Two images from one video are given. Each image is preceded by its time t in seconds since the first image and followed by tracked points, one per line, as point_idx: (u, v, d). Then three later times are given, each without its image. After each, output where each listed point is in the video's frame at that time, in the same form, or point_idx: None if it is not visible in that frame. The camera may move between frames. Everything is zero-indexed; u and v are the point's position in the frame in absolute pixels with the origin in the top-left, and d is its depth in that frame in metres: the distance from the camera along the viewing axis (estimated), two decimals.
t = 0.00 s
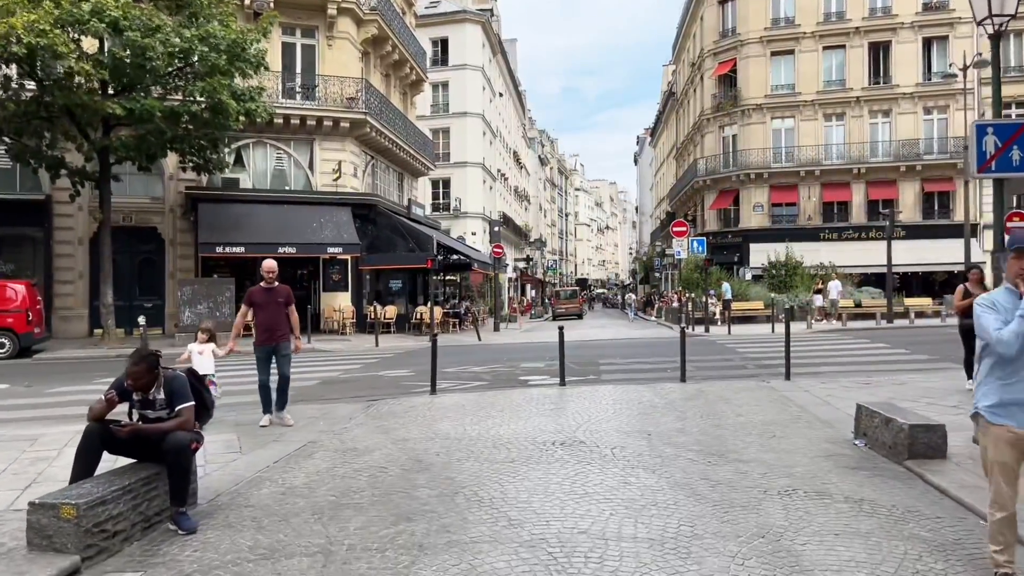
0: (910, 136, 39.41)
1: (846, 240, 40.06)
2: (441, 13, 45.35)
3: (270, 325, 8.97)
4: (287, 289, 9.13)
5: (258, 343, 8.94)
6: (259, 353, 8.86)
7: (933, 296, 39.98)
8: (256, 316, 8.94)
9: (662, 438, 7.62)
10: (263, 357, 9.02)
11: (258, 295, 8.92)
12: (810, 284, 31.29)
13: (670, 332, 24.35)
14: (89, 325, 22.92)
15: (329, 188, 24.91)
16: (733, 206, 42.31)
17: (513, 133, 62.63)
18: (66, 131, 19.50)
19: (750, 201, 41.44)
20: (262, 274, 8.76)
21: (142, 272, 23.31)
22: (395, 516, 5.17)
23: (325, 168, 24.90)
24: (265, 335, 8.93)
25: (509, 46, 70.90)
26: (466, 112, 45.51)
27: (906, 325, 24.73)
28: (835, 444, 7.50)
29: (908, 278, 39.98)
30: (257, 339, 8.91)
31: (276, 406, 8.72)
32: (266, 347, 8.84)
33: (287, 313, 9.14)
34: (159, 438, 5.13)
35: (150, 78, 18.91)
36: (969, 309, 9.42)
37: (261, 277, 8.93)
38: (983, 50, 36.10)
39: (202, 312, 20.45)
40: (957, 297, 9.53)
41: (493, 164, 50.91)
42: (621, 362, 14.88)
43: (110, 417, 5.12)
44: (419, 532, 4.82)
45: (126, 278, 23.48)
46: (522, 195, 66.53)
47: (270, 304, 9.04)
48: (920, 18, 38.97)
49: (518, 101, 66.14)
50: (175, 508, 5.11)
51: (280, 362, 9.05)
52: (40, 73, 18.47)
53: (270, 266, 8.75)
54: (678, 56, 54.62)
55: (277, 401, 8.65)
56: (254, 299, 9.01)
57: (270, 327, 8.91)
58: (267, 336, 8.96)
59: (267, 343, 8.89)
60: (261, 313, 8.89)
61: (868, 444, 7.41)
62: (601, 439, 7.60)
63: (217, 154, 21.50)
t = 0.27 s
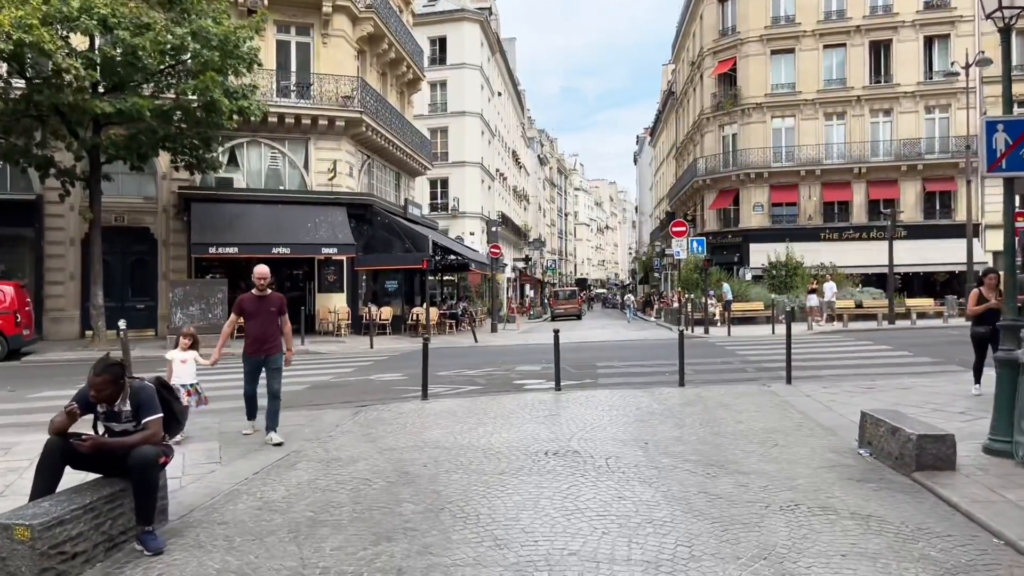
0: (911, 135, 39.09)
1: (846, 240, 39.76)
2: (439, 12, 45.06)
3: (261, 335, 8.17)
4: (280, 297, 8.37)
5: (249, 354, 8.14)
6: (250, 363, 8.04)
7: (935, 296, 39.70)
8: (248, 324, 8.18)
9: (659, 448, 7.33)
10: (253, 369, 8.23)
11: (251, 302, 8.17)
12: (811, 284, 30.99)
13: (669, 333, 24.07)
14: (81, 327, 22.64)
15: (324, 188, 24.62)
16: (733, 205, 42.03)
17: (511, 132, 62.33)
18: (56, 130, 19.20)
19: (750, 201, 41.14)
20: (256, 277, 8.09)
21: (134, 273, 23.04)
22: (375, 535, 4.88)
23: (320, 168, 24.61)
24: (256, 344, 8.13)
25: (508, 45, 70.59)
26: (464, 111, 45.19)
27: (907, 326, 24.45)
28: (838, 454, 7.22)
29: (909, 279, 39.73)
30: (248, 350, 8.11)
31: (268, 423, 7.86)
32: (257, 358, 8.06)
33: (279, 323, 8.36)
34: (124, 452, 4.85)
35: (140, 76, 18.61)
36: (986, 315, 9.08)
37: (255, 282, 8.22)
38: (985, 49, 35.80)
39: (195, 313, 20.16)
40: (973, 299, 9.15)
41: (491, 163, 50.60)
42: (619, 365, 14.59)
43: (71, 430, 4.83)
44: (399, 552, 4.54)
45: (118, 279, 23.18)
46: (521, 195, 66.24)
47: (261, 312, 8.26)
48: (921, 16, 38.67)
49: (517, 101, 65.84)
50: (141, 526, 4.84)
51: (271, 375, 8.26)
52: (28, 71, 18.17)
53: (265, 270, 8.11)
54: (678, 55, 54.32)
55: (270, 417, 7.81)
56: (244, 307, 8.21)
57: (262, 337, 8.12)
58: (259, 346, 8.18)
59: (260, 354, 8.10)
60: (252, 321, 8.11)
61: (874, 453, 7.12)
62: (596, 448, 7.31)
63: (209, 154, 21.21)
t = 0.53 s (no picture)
0: (912, 134, 38.76)
1: (847, 240, 39.44)
2: (437, 10, 44.78)
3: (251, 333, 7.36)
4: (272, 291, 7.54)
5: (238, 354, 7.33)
6: (242, 364, 7.22)
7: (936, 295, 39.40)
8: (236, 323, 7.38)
9: (657, 451, 7.03)
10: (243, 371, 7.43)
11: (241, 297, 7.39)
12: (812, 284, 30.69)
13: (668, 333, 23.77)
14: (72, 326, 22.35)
15: (319, 186, 24.31)
16: (733, 204, 41.74)
17: (510, 132, 62.05)
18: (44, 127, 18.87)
19: (750, 200, 40.82)
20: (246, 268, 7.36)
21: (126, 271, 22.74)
22: (352, 546, 4.58)
23: (315, 166, 24.31)
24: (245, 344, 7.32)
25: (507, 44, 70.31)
26: (462, 110, 44.86)
27: (909, 326, 24.15)
28: (843, 458, 6.92)
29: (910, 278, 39.44)
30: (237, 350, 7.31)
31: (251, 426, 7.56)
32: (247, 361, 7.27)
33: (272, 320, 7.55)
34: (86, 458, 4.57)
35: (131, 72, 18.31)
36: (1006, 314, 8.78)
37: (245, 275, 7.46)
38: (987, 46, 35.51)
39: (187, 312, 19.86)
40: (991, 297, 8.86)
41: (490, 162, 50.27)
42: (617, 365, 14.28)
43: (29, 435, 4.53)
44: (377, 566, 4.25)
45: (110, 278, 22.89)
46: (520, 194, 65.92)
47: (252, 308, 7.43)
48: (923, 14, 38.42)
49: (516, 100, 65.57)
50: (103, 536, 4.56)
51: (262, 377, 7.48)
52: (17, 66, 17.86)
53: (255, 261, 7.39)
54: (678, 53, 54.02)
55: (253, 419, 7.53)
56: (233, 303, 7.41)
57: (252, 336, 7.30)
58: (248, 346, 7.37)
59: (253, 354, 7.29)
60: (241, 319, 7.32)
61: (881, 457, 6.82)
62: (592, 452, 7.00)
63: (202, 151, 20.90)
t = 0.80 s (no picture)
0: (914, 133, 38.47)
1: (847, 240, 39.18)
2: (435, 8, 44.49)
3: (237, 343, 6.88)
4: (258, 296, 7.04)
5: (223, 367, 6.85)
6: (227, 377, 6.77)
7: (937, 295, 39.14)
8: (220, 333, 6.88)
9: (655, 461, 6.74)
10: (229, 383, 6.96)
11: (225, 305, 6.89)
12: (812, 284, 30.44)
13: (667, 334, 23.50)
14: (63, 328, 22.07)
15: (314, 186, 24.02)
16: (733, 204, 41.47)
17: (509, 131, 61.76)
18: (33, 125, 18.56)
19: (750, 200, 40.54)
20: (228, 274, 6.84)
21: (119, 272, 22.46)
22: (327, 568, 4.29)
23: (309, 165, 24.01)
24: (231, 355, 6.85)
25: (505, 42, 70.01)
26: (460, 109, 44.54)
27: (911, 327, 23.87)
28: (849, 469, 6.62)
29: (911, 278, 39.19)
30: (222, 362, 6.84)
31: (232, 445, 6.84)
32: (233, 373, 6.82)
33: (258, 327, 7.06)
34: (42, 474, 4.27)
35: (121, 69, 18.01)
36: None
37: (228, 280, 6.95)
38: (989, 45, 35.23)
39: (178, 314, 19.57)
40: (1006, 305, 7.59)
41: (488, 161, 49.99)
42: (614, 368, 13.98)
43: None
44: None
45: (102, 279, 22.61)
46: (518, 194, 65.63)
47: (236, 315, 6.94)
48: (924, 12, 38.12)
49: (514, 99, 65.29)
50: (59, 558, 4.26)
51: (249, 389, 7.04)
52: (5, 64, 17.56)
53: (239, 265, 6.89)
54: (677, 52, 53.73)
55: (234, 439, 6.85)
56: (216, 310, 6.90)
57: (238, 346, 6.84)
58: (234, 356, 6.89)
59: (239, 365, 6.82)
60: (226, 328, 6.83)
61: (888, 467, 6.53)
62: (586, 462, 6.71)
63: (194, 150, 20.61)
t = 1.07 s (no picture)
0: (914, 132, 38.18)
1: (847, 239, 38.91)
2: (433, 7, 44.21)
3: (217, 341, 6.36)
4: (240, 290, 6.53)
5: (201, 367, 6.34)
6: (208, 378, 6.29)
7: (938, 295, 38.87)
8: (199, 329, 6.36)
9: (650, 466, 6.46)
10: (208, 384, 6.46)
11: (204, 300, 6.35)
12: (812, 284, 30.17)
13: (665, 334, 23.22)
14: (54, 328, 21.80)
15: (309, 184, 23.73)
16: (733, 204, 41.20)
17: (508, 130, 61.48)
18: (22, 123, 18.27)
19: (749, 199, 40.26)
20: (208, 265, 6.29)
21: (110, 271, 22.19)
22: None
23: (304, 163, 23.72)
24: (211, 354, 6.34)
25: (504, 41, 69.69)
26: (458, 108, 44.23)
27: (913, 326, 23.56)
28: (853, 474, 6.34)
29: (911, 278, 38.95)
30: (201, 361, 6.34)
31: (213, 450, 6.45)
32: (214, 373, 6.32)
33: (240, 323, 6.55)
34: None
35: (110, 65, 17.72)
36: None
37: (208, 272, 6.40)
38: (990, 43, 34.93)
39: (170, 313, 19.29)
40: None
41: (487, 161, 49.73)
42: (611, 369, 13.70)
43: None
44: None
45: (94, 278, 22.34)
46: (517, 193, 65.34)
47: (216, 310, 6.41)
48: (925, 10, 37.82)
49: (513, 99, 65.01)
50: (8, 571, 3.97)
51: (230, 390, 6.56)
52: None
53: (221, 256, 6.35)
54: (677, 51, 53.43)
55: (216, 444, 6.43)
56: (194, 305, 6.36)
57: (218, 345, 6.34)
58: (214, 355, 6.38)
59: (221, 366, 6.33)
60: (206, 325, 6.31)
61: (894, 473, 6.26)
62: (580, 467, 6.42)
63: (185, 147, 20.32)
